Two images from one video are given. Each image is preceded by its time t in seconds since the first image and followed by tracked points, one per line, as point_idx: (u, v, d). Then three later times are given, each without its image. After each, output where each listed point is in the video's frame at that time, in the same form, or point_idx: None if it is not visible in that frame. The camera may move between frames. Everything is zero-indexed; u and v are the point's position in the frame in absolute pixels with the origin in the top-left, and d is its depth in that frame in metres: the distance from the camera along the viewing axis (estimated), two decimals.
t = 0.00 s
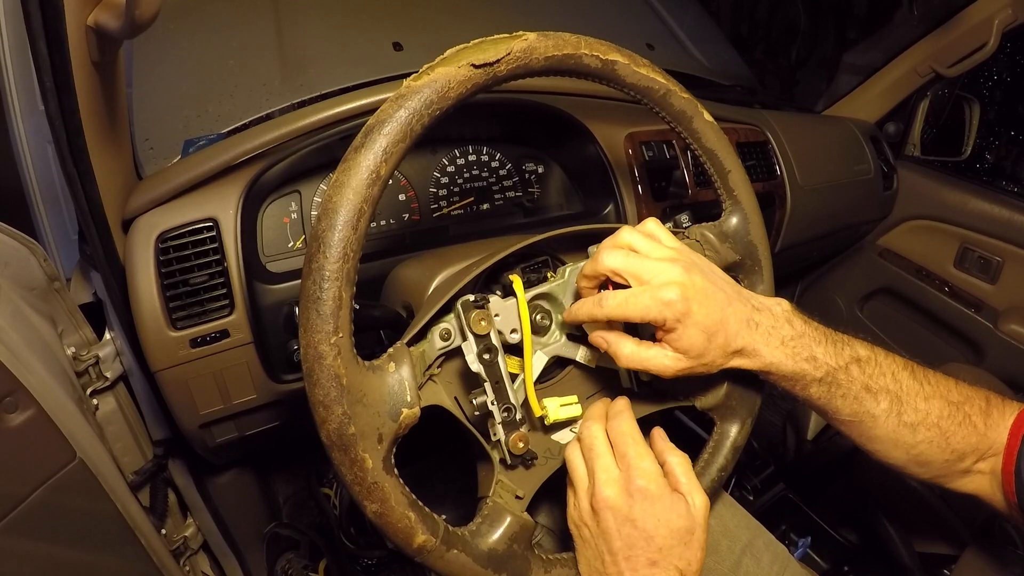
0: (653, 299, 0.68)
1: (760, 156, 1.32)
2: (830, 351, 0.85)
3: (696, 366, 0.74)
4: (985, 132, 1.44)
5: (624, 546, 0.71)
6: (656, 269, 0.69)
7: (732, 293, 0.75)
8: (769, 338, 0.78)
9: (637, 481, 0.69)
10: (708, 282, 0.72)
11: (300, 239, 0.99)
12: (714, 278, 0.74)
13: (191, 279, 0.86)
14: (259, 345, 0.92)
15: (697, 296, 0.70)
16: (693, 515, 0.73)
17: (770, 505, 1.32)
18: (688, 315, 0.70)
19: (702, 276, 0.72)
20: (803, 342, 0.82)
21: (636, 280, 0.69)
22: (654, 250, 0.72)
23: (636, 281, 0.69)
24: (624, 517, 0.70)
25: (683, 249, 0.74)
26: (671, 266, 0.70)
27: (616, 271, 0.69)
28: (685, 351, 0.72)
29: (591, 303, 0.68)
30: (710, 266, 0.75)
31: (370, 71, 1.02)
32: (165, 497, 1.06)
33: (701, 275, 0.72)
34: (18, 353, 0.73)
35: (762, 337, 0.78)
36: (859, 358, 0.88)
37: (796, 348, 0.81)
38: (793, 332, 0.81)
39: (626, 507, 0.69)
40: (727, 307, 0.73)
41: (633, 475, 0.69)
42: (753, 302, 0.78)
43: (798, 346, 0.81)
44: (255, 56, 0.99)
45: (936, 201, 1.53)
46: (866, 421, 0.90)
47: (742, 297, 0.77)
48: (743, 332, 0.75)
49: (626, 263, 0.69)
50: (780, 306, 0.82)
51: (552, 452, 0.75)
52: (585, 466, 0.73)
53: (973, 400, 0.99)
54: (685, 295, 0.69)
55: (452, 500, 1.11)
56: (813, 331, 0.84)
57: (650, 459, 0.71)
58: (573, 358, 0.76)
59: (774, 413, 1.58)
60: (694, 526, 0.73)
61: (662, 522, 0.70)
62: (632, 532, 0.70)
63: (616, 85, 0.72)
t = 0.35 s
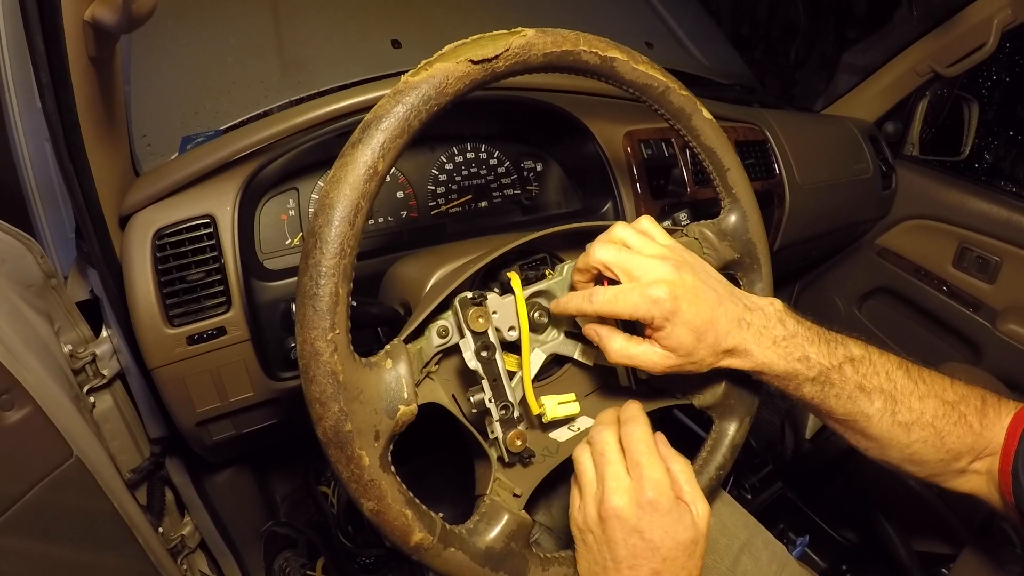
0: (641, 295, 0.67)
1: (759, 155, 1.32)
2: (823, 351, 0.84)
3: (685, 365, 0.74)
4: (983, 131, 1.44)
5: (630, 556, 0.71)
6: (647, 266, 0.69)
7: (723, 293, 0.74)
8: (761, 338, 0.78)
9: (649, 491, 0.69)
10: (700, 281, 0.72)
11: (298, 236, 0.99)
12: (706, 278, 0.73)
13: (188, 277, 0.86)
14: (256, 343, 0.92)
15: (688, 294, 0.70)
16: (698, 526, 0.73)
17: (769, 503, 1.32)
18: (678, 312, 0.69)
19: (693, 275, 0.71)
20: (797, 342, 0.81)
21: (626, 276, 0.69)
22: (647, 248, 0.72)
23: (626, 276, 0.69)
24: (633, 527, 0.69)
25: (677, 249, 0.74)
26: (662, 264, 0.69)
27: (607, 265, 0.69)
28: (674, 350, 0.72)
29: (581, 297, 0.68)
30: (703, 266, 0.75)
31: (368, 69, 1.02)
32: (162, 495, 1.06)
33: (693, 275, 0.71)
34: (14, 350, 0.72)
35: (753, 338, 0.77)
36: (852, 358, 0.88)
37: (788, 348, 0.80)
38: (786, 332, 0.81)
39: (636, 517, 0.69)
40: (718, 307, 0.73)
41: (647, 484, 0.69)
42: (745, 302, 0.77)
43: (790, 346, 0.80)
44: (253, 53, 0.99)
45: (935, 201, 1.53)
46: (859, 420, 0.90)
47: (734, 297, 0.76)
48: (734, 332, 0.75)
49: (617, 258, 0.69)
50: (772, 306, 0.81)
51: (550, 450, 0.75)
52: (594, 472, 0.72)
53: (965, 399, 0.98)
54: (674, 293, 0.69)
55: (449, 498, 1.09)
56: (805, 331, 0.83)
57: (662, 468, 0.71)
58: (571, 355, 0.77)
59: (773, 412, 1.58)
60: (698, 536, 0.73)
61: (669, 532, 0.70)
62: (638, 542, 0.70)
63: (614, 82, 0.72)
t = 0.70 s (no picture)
0: (628, 291, 0.67)
1: (759, 154, 1.32)
2: (825, 352, 0.84)
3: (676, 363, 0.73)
4: (983, 132, 1.45)
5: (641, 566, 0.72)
6: (638, 262, 0.69)
7: (719, 291, 0.74)
8: (759, 339, 0.77)
9: (668, 502, 0.71)
10: (692, 279, 0.71)
11: (300, 232, 0.99)
12: (701, 275, 0.73)
13: (189, 272, 0.86)
14: (258, 339, 0.92)
15: (678, 292, 0.69)
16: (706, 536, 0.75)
17: (767, 502, 1.33)
18: (667, 309, 0.69)
19: (686, 272, 0.71)
20: (797, 343, 0.81)
21: (618, 270, 0.70)
22: (641, 245, 0.72)
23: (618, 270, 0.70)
24: (647, 536, 0.71)
25: (674, 247, 0.74)
26: (653, 260, 0.70)
27: (599, 259, 0.70)
28: (664, 348, 0.71)
29: (571, 289, 0.69)
30: (699, 265, 0.75)
31: (369, 66, 1.02)
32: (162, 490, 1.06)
33: (686, 273, 0.71)
34: (16, 344, 0.73)
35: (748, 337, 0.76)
36: (854, 358, 0.88)
37: (788, 349, 0.79)
38: (785, 332, 0.80)
39: (651, 527, 0.71)
40: (710, 305, 0.72)
41: (665, 495, 0.71)
42: (742, 301, 0.77)
43: (790, 348, 0.80)
44: (255, 49, 0.99)
45: (935, 201, 1.54)
46: (862, 422, 0.90)
47: (730, 295, 0.75)
48: (729, 331, 0.74)
49: (609, 252, 0.70)
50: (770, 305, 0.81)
51: (551, 447, 0.76)
52: (610, 477, 0.75)
53: (971, 400, 0.99)
54: (663, 291, 0.68)
55: (450, 493, 1.07)
56: (806, 331, 0.83)
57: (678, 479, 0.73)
58: (573, 353, 0.76)
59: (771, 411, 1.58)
60: (704, 547, 0.76)
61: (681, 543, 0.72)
62: (650, 551, 0.72)
63: (616, 80, 0.72)
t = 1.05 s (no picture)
0: (619, 292, 0.67)
1: (757, 151, 1.32)
2: (825, 348, 0.84)
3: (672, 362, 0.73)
4: (981, 127, 1.44)
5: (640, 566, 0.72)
6: (630, 262, 0.69)
7: (715, 289, 0.73)
8: (757, 336, 0.76)
9: (667, 502, 0.71)
10: (685, 278, 0.71)
11: (295, 232, 0.99)
12: (695, 274, 0.72)
13: (185, 273, 0.86)
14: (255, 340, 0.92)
15: (670, 293, 0.69)
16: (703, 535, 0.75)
17: (766, 499, 1.33)
18: (659, 310, 0.68)
19: (679, 272, 0.71)
20: (797, 340, 0.80)
21: (610, 271, 0.69)
22: (635, 244, 0.72)
23: (611, 271, 0.70)
24: (646, 535, 0.71)
25: (668, 245, 0.74)
26: (646, 260, 0.69)
27: (592, 259, 0.70)
28: (659, 347, 0.71)
29: (564, 290, 0.69)
30: (695, 264, 0.74)
31: (365, 66, 1.02)
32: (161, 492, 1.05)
33: (680, 272, 0.70)
34: (12, 346, 0.72)
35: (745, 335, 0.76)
36: (854, 354, 0.88)
37: (788, 346, 0.79)
38: (785, 330, 0.80)
39: (650, 526, 0.71)
40: (705, 304, 0.71)
41: (664, 495, 0.71)
42: (740, 298, 0.76)
43: (790, 344, 0.79)
44: (250, 49, 0.99)
45: (933, 196, 1.54)
46: (863, 418, 0.90)
47: (727, 293, 0.75)
48: (726, 329, 0.73)
49: (601, 252, 0.70)
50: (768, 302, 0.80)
51: (548, 445, 0.76)
52: (608, 475, 0.75)
53: (971, 396, 0.98)
54: (654, 292, 0.68)
55: (449, 493, 1.08)
56: (806, 328, 0.82)
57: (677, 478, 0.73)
58: (569, 351, 0.76)
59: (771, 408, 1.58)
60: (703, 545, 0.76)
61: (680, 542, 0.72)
62: (649, 550, 0.71)
63: (611, 77, 0.72)
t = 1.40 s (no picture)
0: (608, 288, 0.67)
1: (756, 150, 1.32)
2: (819, 348, 0.83)
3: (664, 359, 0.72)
4: (981, 127, 1.44)
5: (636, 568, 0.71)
6: (620, 258, 0.69)
7: (707, 286, 0.73)
8: (752, 336, 0.76)
9: (664, 503, 0.71)
10: (676, 274, 0.70)
11: (294, 232, 0.98)
12: (687, 271, 0.72)
13: (183, 272, 0.86)
14: (252, 339, 0.92)
15: (660, 288, 0.69)
16: (701, 537, 0.75)
17: (764, 500, 1.32)
18: (649, 305, 0.68)
19: (670, 268, 0.70)
20: (791, 339, 0.80)
21: (601, 267, 0.69)
22: (627, 241, 0.72)
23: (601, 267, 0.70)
24: (642, 536, 0.71)
25: (661, 242, 0.74)
26: (636, 256, 0.69)
27: (583, 256, 0.70)
28: (651, 344, 0.71)
29: (555, 288, 0.69)
30: (688, 261, 0.74)
31: (363, 65, 1.02)
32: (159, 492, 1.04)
33: (670, 269, 0.70)
34: (8, 345, 0.72)
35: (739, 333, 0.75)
36: (849, 354, 0.88)
37: (783, 345, 0.79)
38: (780, 328, 0.79)
39: (647, 527, 0.71)
40: (696, 300, 0.71)
41: (661, 496, 0.71)
42: (733, 296, 0.76)
43: (784, 343, 0.79)
44: (249, 48, 0.99)
45: (932, 196, 1.54)
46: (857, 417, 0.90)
47: (720, 290, 0.75)
48: (720, 326, 0.73)
49: (592, 249, 0.70)
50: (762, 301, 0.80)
51: (546, 446, 0.75)
52: (606, 475, 0.75)
53: (964, 400, 0.97)
54: (644, 287, 0.68)
55: (446, 493, 1.06)
56: (799, 327, 0.82)
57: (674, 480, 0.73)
58: (568, 351, 0.76)
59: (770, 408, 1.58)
60: (700, 547, 0.75)
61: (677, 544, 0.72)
62: (646, 552, 0.71)
63: (609, 76, 0.71)
